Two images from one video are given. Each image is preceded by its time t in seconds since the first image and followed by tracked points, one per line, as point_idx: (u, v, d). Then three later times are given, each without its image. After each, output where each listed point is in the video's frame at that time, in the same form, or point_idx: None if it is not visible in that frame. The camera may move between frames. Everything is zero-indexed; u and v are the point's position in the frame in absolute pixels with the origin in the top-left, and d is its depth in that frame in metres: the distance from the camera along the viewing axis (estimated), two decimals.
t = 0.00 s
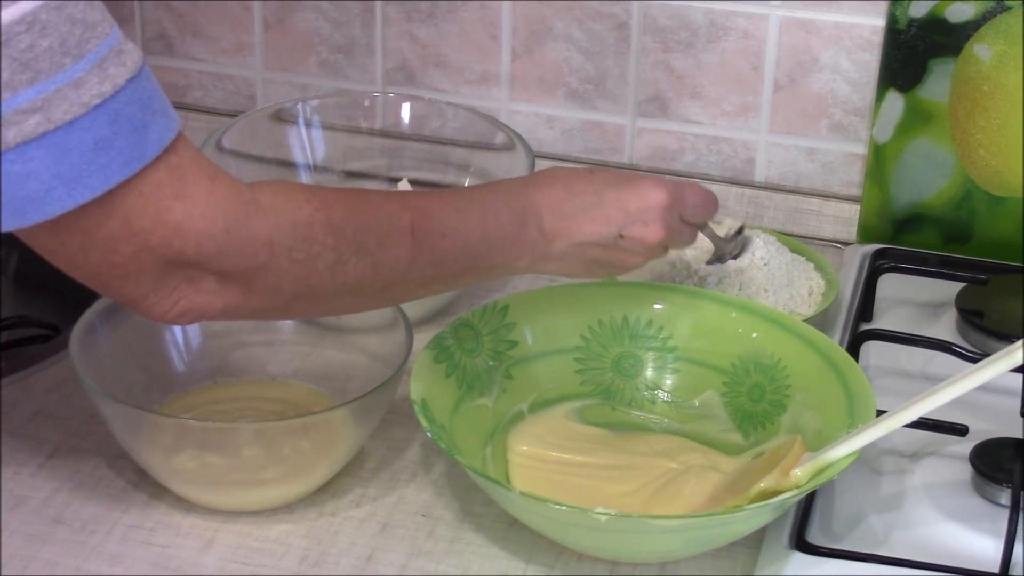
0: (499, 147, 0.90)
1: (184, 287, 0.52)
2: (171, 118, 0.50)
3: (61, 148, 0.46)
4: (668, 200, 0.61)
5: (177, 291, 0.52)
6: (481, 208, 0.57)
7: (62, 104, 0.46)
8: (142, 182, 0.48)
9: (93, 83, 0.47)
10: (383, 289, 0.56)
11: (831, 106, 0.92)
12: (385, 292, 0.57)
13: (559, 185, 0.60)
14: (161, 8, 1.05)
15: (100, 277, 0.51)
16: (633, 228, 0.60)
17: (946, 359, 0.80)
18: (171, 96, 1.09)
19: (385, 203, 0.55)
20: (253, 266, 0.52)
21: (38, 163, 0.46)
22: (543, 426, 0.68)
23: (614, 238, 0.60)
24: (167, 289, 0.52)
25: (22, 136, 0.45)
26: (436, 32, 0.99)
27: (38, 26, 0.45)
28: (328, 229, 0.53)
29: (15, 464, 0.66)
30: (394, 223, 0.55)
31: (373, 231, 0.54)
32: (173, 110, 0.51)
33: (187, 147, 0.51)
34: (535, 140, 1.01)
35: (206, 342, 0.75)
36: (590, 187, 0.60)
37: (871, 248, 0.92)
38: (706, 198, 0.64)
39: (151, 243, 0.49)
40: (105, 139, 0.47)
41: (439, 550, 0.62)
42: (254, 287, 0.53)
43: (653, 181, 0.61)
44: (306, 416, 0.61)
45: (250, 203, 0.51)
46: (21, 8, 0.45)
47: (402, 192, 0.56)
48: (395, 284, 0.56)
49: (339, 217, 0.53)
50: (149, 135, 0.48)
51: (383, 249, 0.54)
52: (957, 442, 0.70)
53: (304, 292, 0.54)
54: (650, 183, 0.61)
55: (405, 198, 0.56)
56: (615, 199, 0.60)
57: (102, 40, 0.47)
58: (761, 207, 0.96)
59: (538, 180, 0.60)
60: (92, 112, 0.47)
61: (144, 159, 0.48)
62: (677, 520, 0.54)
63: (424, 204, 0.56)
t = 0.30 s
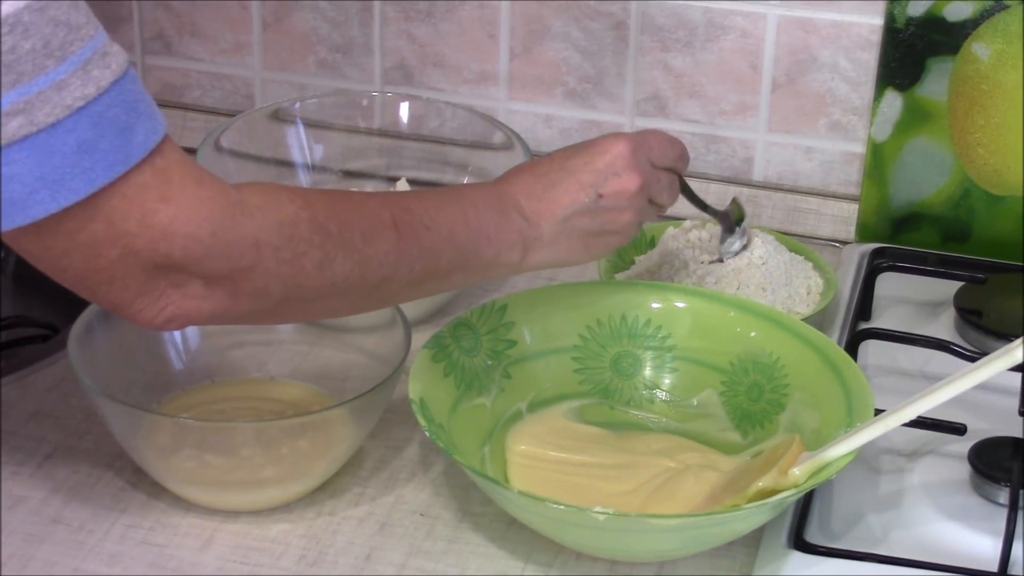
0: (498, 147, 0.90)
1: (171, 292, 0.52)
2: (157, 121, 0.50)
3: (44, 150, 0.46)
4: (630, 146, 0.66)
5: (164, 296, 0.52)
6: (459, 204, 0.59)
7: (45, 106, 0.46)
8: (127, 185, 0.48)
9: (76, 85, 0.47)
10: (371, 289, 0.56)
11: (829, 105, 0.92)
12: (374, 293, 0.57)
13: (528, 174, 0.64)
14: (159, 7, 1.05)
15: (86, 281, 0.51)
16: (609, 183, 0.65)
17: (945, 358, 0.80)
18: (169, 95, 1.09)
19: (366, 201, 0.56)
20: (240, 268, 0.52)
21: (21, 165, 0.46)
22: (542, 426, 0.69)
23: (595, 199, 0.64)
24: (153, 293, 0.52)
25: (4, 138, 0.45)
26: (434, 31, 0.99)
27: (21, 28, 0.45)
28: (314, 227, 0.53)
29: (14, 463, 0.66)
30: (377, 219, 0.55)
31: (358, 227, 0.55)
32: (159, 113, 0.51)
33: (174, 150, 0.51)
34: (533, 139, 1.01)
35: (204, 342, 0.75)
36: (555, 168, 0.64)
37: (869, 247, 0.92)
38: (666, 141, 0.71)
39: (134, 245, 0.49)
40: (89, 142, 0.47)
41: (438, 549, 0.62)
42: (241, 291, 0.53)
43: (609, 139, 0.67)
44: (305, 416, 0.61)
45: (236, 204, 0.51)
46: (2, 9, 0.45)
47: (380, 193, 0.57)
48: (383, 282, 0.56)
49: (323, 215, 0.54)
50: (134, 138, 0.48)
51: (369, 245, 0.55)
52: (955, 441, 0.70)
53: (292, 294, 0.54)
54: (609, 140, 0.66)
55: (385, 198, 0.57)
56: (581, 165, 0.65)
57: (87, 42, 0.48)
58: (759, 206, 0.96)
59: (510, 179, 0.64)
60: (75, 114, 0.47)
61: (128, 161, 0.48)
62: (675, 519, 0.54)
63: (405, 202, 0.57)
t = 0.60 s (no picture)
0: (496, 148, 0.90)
1: (161, 289, 0.53)
2: (142, 116, 0.50)
3: (26, 148, 0.46)
4: (621, 114, 0.64)
5: (154, 293, 0.53)
6: (454, 190, 0.59)
7: (26, 104, 0.46)
8: (112, 182, 0.49)
9: (57, 82, 0.47)
10: (367, 278, 0.56)
11: (827, 106, 0.92)
12: (370, 284, 0.57)
13: (521, 156, 0.63)
14: (158, 8, 1.05)
15: (74, 278, 0.51)
16: (602, 155, 0.63)
17: (943, 358, 0.80)
18: (167, 96, 1.09)
19: (358, 191, 0.56)
20: (231, 263, 0.52)
21: (3, 164, 0.46)
22: (540, 427, 0.69)
23: (591, 172, 0.63)
24: (142, 290, 0.52)
25: None
26: (432, 32, 0.99)
27: None
28: (305, 220, 0.53)
29: (12, 464, 0.66)
30: (369, 209, 0.55)
31: (350, 217, 0.55)
32: (144, 108, 0.51)
33: (159, 146, 0.51)
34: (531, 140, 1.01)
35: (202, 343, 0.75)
36: (545, 147, 0.64)
37: (867, 247, 0.92)
38: (659, 106, 0.68)
39: (121, 242, 0.49)
40: (71, 139, 0.47)
41: (436, 550, 0.62)
42: (232, 286, 0.53)
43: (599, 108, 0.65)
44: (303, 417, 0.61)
45: (225, 198, 0.52)
46: None
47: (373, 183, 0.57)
48: (379, 271, 0.56)
49: (314, 207, 0.54)
50: (117, 135, 0.48)
51: (362, 234, 0.55)
52: (954, 441, 0.70)
53: (285, 288, 0.54)
54: (599, 110, 0.64)
55: (377, 187, 0.57)
56: (574, 139, 0.63)
57: (68, 39, 0.48)
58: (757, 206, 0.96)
59: (503, 165, 0.63)
60: (56, 112, 0.47)
61: (111, 158, 0.48)
62: (673, 520, 0.54)
63: (398, 191, 0.57)
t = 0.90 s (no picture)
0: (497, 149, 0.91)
1: (111, 311, 0.51)
2: (102, 133, 0.48)
3: None
4: (602, 111, 0.61)
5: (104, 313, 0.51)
6: (418, 179, 0.55)
7: None
8: (66, 200, 0.46)
9: (16, 96, 0.45)
10: (325, 278, 0.54)
11: (828, 108, 0.92)
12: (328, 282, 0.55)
13: (489, 135, 0.59)
14: (159, 10, 1.05)
15: (21, 297, 0.49)
16: (575, 153, 0.60)
17: (945, 361, 0.80)
18: (168, 98, 1.09)
19: (315, 190, 0.53)
20: (183, 284, 0.50)
21: None
22: (541, 430, 0.69)
23: (560, 168, 0.60)
24: (94, 310, 0.50)
25: None
26: (433, 34, 0.99)
27: None
28: (260, 234, 0.51)
29: (13, 467, 0.66)
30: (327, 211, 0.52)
31: (307, 224, 0.52)
32: (106, 124, 0.49)
33: (117, 164, 0.48)
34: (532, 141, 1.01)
35: (203, 345, 0.75)
36: (513, 129, 0.59)
37: (868, 250, 0.92)
38: (644, 99, 0.64)
39: (71, 263, 0.47)
40: (27, 154, 0.45)
41: (438, 553, 0.62)
42: (185, 304, 0.51)
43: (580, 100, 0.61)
44: (305, 419, 0.61)
45: (179, 217, 0.49)
46: None
47: (332, 174, 0.54)
48: (337, 271, 0.54)
49: (270, 218, 0.51)
50: (77, 151, 0.46)
51: (319, 242, 0.52)
52: (955, 444, 0.70)
53: (239, 300, 0.53)
54: (579, 105, 0.61)
55: (336, 182, 0.53)
56: (546, 130, 0.60)
57: (29, 50, 0.46)
58: (759, 209, 0.96)
59: (468, 139, 0.58)
60: (14, 125, 0.44)
61: (68, 174, 0.46)
62: (675, 522, 0.54)
63: (358, 184, 0.54)
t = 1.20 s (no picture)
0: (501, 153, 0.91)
1: None
2: (6, 203, 0.46)
3: None
4: (466, 98, 0.59)
5: None
6: (275, 177, 0.50)
7: None
8: None
9: None
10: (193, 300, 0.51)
11: (832, 111, 0.92)
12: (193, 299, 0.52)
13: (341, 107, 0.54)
14: (164, 14, 1.05)
15: None
16: (436, 138, 0.59)
17: (948, 364, 0.80)
18: (172, 102, 1.09)
19: (170, 219, 0.48)
20: (52, 355, 0.47)
21: None
22: (544, 433, 0.69)
23: (420, 147, 0.58)
24: None
25: None
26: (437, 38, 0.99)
27: None
28: (121, 286, 0.47)
29: (18, 470, 0.66)
30: (188, 241, 0.48)
31: (170, 263, 0.48)
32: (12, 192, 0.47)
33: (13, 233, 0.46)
34: (535, 145, 1.01)
35: (207, 349, 0.76)
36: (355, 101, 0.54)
37: (871, 254, 0.92)
38: (507, 78, 0.61)
39: None
40: None
41: (442, 555, 0.62)
42: (56, 373, 0.48)
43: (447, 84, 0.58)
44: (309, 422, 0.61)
45: (40, 290, 0.45)
46: None
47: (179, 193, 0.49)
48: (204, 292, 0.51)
49: (127, 268, 0.47)
50: None
51: (183, 276, 0.49)
52: (959, 447, 0.71)
53: (109, 349, 0.49)
54: (447, 88, 0.58)
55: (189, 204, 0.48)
56: (410, 112, 0.56)
57: None
58: (762, 213, 0.96)
59: (306, 117, 0.53)
60: None
61: None
62: (680, 525, 0.54)
63: (214, 200, 0.49)
